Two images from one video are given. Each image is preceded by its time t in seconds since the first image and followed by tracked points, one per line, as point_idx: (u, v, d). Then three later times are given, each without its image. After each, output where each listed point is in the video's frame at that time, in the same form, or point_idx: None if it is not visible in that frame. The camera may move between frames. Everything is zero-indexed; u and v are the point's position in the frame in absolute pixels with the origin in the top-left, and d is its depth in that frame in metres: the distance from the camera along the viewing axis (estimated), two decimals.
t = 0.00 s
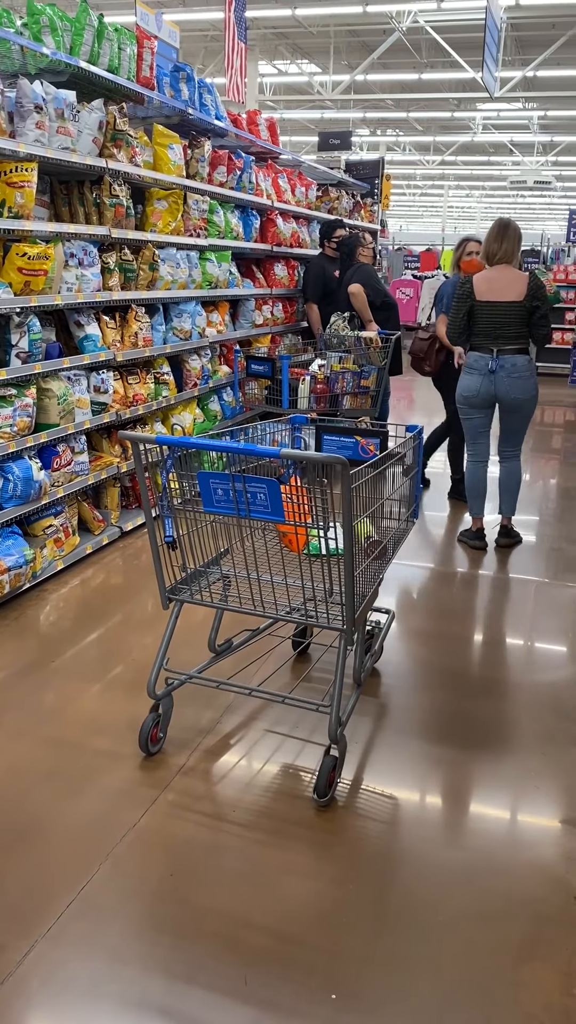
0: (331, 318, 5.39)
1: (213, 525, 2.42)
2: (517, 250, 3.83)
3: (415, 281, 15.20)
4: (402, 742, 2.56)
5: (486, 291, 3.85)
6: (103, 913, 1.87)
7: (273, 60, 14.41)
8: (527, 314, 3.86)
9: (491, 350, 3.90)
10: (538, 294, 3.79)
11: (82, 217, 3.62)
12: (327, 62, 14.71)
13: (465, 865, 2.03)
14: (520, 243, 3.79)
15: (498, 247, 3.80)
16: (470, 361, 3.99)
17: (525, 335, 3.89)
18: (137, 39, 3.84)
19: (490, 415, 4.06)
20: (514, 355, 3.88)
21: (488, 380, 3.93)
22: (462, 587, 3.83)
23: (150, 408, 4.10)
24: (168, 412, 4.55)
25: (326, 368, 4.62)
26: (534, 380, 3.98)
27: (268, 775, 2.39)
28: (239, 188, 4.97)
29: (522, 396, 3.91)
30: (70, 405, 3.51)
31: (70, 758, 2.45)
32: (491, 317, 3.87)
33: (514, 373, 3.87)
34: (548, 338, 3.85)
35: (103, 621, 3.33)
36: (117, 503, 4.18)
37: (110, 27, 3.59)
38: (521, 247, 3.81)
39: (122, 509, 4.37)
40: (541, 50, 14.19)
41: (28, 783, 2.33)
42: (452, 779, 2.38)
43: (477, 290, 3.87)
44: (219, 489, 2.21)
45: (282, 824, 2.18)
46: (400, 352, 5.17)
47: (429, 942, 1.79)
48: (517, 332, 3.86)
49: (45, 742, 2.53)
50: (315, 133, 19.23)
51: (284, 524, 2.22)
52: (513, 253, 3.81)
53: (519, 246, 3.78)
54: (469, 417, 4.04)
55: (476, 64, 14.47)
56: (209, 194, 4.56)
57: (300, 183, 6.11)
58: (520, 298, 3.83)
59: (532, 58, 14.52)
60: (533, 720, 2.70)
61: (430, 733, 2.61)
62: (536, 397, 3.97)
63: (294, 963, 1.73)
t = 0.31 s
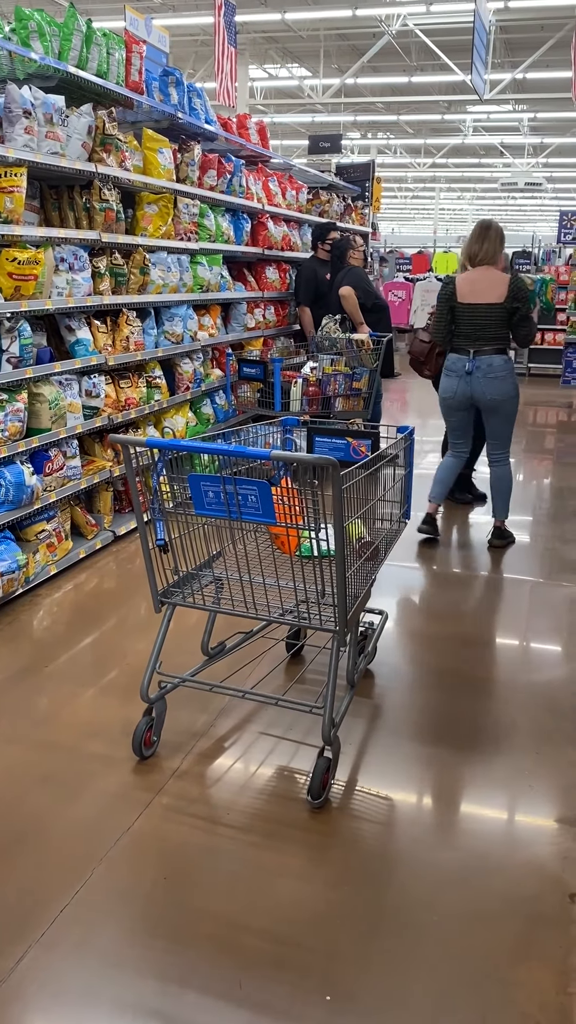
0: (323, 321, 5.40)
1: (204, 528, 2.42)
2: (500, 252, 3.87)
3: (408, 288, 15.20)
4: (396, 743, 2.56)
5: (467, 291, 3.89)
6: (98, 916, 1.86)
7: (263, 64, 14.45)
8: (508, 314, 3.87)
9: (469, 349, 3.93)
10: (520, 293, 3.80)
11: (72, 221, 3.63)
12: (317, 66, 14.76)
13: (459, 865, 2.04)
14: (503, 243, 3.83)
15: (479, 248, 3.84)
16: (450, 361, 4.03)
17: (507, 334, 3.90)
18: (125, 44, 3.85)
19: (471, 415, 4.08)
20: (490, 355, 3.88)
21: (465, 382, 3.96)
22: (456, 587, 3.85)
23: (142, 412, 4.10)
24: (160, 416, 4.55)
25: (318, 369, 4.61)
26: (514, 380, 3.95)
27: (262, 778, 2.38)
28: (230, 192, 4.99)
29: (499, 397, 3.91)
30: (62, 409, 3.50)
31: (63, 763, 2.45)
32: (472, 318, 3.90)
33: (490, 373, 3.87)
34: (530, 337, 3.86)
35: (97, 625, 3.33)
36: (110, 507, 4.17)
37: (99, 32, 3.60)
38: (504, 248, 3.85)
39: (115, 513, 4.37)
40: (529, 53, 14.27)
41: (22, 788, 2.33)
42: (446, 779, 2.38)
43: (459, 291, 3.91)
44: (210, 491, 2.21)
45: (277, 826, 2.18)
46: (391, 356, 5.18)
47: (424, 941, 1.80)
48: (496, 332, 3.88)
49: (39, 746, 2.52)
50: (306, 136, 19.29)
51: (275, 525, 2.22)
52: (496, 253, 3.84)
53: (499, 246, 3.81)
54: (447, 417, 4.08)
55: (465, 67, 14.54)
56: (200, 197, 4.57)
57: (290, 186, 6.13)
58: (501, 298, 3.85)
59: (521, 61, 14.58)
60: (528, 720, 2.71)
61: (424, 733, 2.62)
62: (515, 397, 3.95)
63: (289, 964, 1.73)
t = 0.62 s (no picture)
0: (317, 325, 5.40)
1: (200, 534, 2.41)
2: (459, 258, 3.87)
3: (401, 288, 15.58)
4: (395, 746, 2.56)
5: (419, 294, 3.93)
6: (97, 924, 1.85)
7: (255, 68, 14.47)
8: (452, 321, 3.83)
9: (417, 355, 3.97)
10: (463, 298, 3.75)
11: (64, 227, 3.62)
12: (309, 70, 14.79)
13: (457, 868, 2.03)
14: (461, 247, 3.83)
15: (436, 256, 3.88)
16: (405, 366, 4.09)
17: (453, 342, 3.86)
18: (117, 50, 3.85)
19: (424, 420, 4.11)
20: (435, 362, 3.89)
21: (411, 388, 4.01)
22: (453, 587, 3.86)
23: (136, 417, 4.10)
24: (155, 421, 4.55)
25: (312, 373, 4.61)
26: (463, 388, 3.92)
27: (261, 783, 2.38)
28: (223, 196, 4.99)
29: (443, 405, 3.92)
30: (56, 415, 3.50)
31: (61, 770, 2.43)
32: (418, 325, 3.94)
33: (433, 380, 3.89)
34: (470, 344, 3.78)
35: (94, 631, 3.31)
36: (106, 513, 4.16)
37: (90, 37, 3.59)
38: (461, 254, 3.85)
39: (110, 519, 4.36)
40: (521, 55, 14.31)
41: (19, 795, 2.32)
42: (445, 782, 2.38)
43: (413, 298, 3.97)
44: (206, 497, 2.21)
45: (275, 831, 2.17)
46: (386, 360, 5.22)
47: (424, 945, 1.79)
48: (441, 339, 3.87)
49: (36, 753, 2.51)
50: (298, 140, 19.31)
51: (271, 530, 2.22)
52: (451, 261, 3.85)
53: (455, 253, 3.82)
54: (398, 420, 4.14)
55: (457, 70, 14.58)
56: (193, 202, 4.56)
57: (283, 190, 6.14)
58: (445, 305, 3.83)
59: (512, 63, 14.62)
60: (526, 723, 2.70)
61: (421, 736, 2.62)
62: (465, 404, 3.94)
63: (289, 970, 1.73)
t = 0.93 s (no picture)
0: (313, 328, 5.41)
1: (197, 538, 2.41)
2: (434, 258, 3.87)
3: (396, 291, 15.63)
4: (393, 750, 2.56)
5: (394, 292, 3.96)
6: (96, 931, 1.84)
7: (249, 73, 14.50)
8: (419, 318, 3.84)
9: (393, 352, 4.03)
10: (427, 296, 3.77)
11: (60, 232, 3.62)
12: (303, 74, 14.82)
13: (457, 872, 2.03)
14: (438, 247, 3.84)
15: (414, 254, 3.90)
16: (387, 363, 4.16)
17: (422, 339, 3.89)
18: (112, 55, 3.86)
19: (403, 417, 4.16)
20: (407, 358, 3.94)
21: (387, 383, 4.08)
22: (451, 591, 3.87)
23: (132, 422, 4.09)
24: (151, 426, 4.55)
25: (308, 376, 4.62)
26: (434, 386, 3.95)
27: (259, 788, 2.37)
28: (217, 200, 4.99)
29: (411, 400, 3.95)
30: (53, 420, 3.49)
31: (59, 776, 2.42)
32: (391, 323, 3.99)
33: (404, 375, 3.94)
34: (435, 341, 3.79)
35: (91, 636, 3.31)
36: (102, 517, 4.16)
37: (84, 42, 3.60)
38: (437, 255, 3.86)
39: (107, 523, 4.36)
40: (514, 59, 14.36)
41: (17, 802, 2.30)
42: (444, 786, 2.37)
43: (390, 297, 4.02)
44: (203, 501, 2.20)
45: (274, 837, 2.16)
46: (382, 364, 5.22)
47: (424, 950, 1.79)
48: (411, 336, 3.90)
49: (34, 760, 2.50)
50: (292, 144, 19.35)
51: (268, 535, 2.21)
52: (426, 260, 3.87)
53: (432, 252, 3.84)
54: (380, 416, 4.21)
55: (450, 74, 14.63)
56: (188, 206, 4.57)
57: (278, 194, 6.15)
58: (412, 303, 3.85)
59: (506, 67, 14.66)
60: (525, 726, 2.70)
61: (419, 739, 2.62)
62: (436, 403, 3.95)
63: (289, 977, 1.72)
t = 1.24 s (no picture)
0: (309, 331, 5.41)
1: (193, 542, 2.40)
2: (426, 259, 3.86)
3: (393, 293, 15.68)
4: (391, 753, 2.56)
5: (387, 295, 3.97)
6: (94, 936, 1.84)
7: (244, 76, 14.53)
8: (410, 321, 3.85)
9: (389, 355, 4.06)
10: (417, 298, 3.77)
11: (56, 236, 3.62)
12: (299, 77, 14.85)
13: (455, 875, 2.03)
14: (429, 248, 3.84)
15: (405, 256, 3.90)
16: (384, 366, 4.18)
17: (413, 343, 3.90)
18: (107, 59, 3.86)
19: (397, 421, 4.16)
20: (400, 360, 3.96)
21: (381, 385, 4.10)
22: (448, 593, 3.87)
23: (129, 425, 4.09)
24: (148, 429, 4.55)
25: (304, 379, 4.63)
26: (425, 389, 3.95)
27: (257, 791, 2.37)
28: (213, 204, 5.00)
29: (402, 402, 3.96)
30: (49, 424, 3.49)
31: (56, 781, 2.42)
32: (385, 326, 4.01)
33: (397, 377, 3.96)
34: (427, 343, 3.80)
35: (88, 641, 3.30)
36: (99, 521, 4.15)
37: (79, 46, 3.60)
38: (429, 255, 3.85)
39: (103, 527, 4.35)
40: (509, 62, 14.41)
41: (14, 807, 2.30)
42: (441, 789, 2.37)
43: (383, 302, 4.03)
44: (199, 505, 2.20)
45: (272, 841, 2.16)
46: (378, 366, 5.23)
47: (423, 953, 1.78)
48: (403, 340, 3.92)
49: (31, 765, 2.49)
50: (288, 147, 19.37)
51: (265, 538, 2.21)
52: (418, 261, 3.86)
53: (422, 253, 3.83)
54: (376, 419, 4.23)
55: (446, 77, 14.66)
56: (184, 210, 4.57)
57: (274, 198, 6.16)
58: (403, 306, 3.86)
59: (501, 70, 14.70)
60: (522, 728, 2.70)
61: (416, 742, 2.61)
62: (426, 405, 3.95)
63: (287, 981, 1.72)
